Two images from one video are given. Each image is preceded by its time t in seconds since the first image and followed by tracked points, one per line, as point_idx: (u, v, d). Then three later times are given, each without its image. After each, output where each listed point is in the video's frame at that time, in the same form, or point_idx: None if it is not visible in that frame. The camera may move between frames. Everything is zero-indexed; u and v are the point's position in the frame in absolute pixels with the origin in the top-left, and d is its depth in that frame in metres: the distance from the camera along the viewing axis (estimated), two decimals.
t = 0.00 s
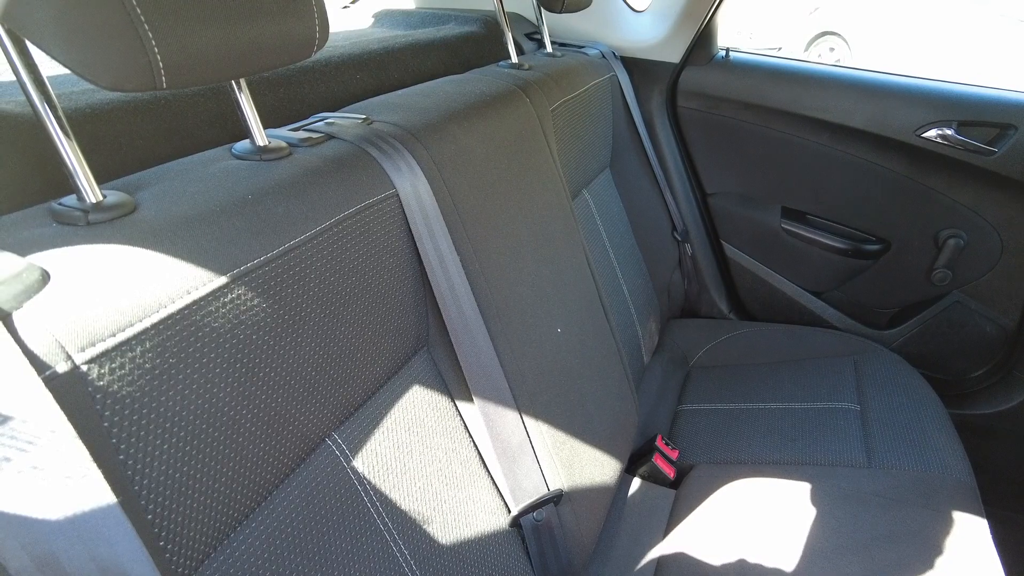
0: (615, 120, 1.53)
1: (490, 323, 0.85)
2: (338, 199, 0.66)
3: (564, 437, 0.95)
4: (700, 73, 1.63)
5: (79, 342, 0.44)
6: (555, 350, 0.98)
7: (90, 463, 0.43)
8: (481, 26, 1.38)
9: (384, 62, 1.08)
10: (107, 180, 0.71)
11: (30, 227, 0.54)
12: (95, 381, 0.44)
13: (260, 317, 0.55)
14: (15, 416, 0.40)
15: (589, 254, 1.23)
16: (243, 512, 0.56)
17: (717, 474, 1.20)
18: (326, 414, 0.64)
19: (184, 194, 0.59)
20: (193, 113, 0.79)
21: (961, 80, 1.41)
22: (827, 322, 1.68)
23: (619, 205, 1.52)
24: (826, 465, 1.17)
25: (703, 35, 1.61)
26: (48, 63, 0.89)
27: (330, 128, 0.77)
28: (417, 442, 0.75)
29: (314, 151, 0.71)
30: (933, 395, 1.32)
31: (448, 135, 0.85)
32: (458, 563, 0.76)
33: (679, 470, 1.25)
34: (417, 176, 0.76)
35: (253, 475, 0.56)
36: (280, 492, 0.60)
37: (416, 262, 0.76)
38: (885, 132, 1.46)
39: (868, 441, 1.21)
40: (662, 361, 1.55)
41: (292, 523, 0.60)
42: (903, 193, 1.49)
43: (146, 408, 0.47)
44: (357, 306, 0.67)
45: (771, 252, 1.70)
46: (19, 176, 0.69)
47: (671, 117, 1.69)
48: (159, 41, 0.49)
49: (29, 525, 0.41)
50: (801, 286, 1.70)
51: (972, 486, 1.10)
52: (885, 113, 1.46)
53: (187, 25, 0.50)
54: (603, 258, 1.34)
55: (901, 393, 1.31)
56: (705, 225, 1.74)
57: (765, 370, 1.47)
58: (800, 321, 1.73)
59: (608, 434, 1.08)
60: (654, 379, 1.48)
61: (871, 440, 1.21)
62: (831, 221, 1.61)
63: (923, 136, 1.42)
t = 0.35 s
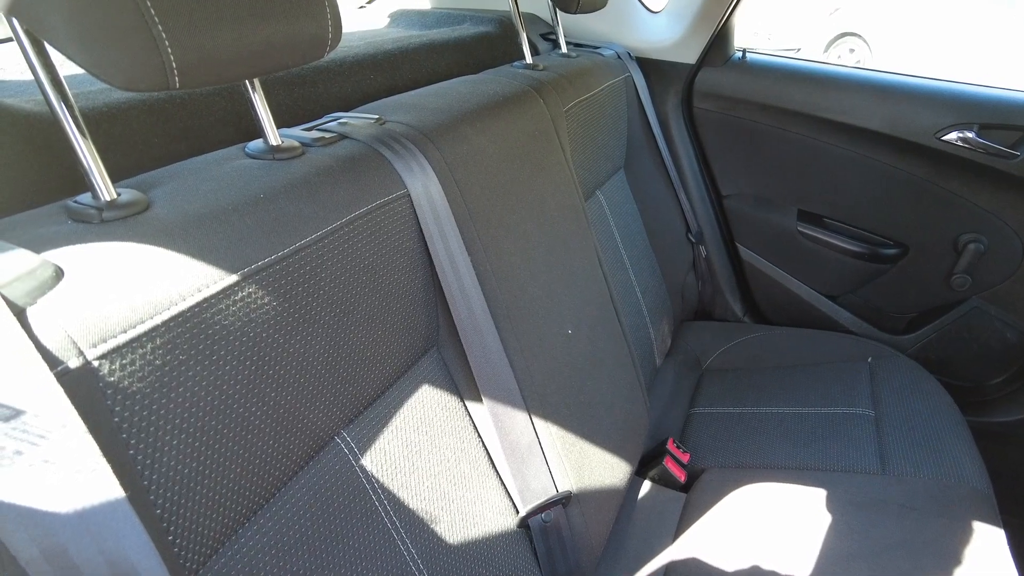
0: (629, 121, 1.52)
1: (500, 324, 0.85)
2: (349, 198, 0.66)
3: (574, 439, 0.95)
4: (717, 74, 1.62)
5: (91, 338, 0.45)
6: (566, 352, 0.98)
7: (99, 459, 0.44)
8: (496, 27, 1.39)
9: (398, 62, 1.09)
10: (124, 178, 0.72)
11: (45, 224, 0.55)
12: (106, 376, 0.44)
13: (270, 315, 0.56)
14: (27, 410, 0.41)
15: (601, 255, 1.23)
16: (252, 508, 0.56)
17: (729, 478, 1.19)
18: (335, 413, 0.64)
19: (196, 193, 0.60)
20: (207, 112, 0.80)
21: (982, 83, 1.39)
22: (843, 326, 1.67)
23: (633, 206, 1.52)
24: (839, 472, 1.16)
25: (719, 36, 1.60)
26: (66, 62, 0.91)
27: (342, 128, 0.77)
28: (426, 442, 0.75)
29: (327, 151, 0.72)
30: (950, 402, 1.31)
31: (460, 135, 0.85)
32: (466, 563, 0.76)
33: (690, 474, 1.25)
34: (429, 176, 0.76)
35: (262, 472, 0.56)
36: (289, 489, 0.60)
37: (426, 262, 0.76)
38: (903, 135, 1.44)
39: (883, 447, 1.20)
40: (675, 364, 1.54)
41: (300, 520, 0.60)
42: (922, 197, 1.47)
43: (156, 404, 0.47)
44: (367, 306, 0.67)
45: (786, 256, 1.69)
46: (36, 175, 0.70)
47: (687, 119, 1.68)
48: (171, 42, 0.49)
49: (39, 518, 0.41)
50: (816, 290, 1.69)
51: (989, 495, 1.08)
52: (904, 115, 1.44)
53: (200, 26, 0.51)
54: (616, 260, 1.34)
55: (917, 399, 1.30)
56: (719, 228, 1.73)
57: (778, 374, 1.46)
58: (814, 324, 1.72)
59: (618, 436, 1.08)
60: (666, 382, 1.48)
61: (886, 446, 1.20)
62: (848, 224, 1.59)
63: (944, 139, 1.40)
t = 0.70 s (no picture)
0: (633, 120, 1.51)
1: (497, 324, 0.84)
2: (342, 196, 0.65)
3: (571, 441, 0.94)
4: (722, 74, 1.61)
5: (72, 336, 0.44)
6: (565, 352, 0.97)
7: (77, 459, 0.44)
8: (499, 25, 1.38)
9: (397, 60, 1.08)
10: (117, 174, 0.72)
11: (33, 220, 0.54)
12: (88, 375, 0.44)
13: (259, 314, 0.55)
14: (4, 409, 0.41)
15: (603, 255, 1.22)
16: (239, 508, 0.56)
17: (730, 481, 1.18)
18: (326, 413, 0.64)
19: (186, 190, 0.59)
20: (203, 110, 0.80)
21: (992, 83, 1.37)
22: (848, 329, 1.66)
23: (636, 206, 1.51)
24: (842, 476, 1.15)
25: (725, 35, 1.59)
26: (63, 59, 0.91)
27: (338, 125, 0.77)
28: (419, 443, 0.75)
29: (321, 149, 0.71)
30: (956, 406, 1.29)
31: (458, 133, 0.84)
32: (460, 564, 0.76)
33: (691, 477, 1.24)
34: (424, 174, 0.75)
35: (249, 472, 0.56)
36: (278, 490, 0.60)
37: (421, 262, 0.76)
38: (911, 136, 1.43)
39: (887, 451, 1.18)
40: (677, 365, 1.53)
41: (289, 521, 0.59)
42: (929, 198, 1.45)
43: (140, 403, 0.47)
44: (360, 305, 0.66)
45: (792, 257, 1.67)
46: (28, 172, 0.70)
47: (692, 118, 1.67)
48: (157, 39, 0.49)
49: (15, 518, 0.42)
50: (822, 292, 1.67)
51: (995, 502, 1.07)
52: (912, 115, 1.42)
53: (188, 23, 0.50)
54: (618, 260, 1.33)
55: (923, 403, 1.28)
56: (724, 228, 1.72)
57: (782, 376, 1.45)
58: (819, 326, 1.70)
59: (618, 438, 1.07)
60: (669, 384, 1.47)
61: (890, 450, 1.18)
62: (854, 226, 1.58)
63: (952, 140, 1.38)
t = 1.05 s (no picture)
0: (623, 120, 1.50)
1: (476, 326, 0.83)
2: (312, 196, 0.64)
3: (553, 444, 0.93)
4: (712, 72, 1.60)
5: (19, 342, 0.43)
6: (549, 355, 0.96)
7: (21, 468, 0.42)
8: (485, 24, 1.37)
9: (378, 59, 1.07)
10: (83, 174, 0.70)
11: None
12: (34, 381, 0.43)
13: (223, 317, 0.54)
14: None
15: (590, 255, 1.20)
16: (204, 517, 0.54)
17: (717, 483, 1.17)
18: (297, 418, 0.63)
19: (149, 190, 0.58)
20: (173, 108, 0.79)
21: (983, 81, 1.36)
22: (839, 329, 1.65)
23: (626, 205, 1.49)
24: (831, 477, 1.14)
25: (715, 34, 1.58)
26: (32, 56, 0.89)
27: (312, 124, 0.76)
28: (396, 447, 0.74)
29: (293, 148, 0.70)
30: (947, 406, 1.28)
31: (437, 132, 0.83)
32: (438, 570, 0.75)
33: (679, 479, 1.23)
34: (400, 173, 0.74)
35: (215, 480, 0.55)
36: (247, 497, 0.58)
37: (397, 262, 0.75)
38: (901, 134, 1.42)
39: (877, 451, 1.17)
40: (667, 365, 1.52)
41: (259, 529, 0.58)
42: (920, 197, 1.44)
43: (93, 410, 0.46)
44: (333, 307, 0.65)
45: (783, 256, 1.66)
46: None
47: (682, 117, 1.65)
48: (109, 34, 0.47)
49: None
50: (812, 292, 1.66)
51: (984, 502, 1.06)
52: (903, 114, 1.41)
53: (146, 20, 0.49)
54: (606, 260, 1.31)
55: (914, 403, 1.27)
56: (714, 228, 1.70)
57: (773, 377, 1.43)
58: (810, 327, 1.69)
59: (605, 440, 1.06)
60: (659, 385, 1.45)
61: (879, 451, 1.17)
62: (844, 225, 1.57)
63: (943, 138, 1.38)
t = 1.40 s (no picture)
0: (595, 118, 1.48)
1: (446, 331, 0.82)
2: (272, 200, 0.62)
3: (528, 448, 0.92)
4: (684, 70, 1.60)
5: None
6: (522, 357, 0.95)
7: None
8: (455, 22, 1.35)
9: (342, 59, 1.05)
10: (25, 180, 0.67)
11: None
12: None
13: (177, 328, 0.53)
14: None
15: (564, 255, 1.19)
16: (160, 534, 0.53)
17: (695, 482, 1.17)
18: (258, 429, 0.62)
19: (98, 196, 0.56)
20: (127, 110, 0.77)
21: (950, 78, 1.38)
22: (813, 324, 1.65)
23: (600, 204, 1.47)
24: (808, 474, 1.13)
25: (685, 32, 1.58)
26: None
27: (273, 126, 0.74)
28: (365, 456, 0.72)
29: (251, 150, 0.68)
30: (920, 400, 1.29)
31: (403, 132, 0.81)
32: None
33: (656, 479, 1.22)
34: (364, 175, 0.72)
35: (170, 495, 0.53)
36: (205, 512, 0.57)
37: (363, 266, 0.73)
38: (872, 129, 1.43)
39: (851, 446, 1.17)
40: (644, 364, 1.51)
41: (217, 545, 0.57)
42: (891, 192, 1.45)
43: (34, 429, 0.44)
44: (295, 314, 0.64)
45: (757, 253, 1.66)
46: None
47: (654, 116, 1.65)
48: (41, 27, 0.45)
49: None
50: (786, 288, 1.66)
51: (957, 495, 1.07)
52: (873, 110, 1.42)
53: (85, 16, 0.47)
54: (581, 260, 1.30)
55: (887, 398, 1.28)
56: (688, 225, 1.70)
57: (749, 374, 1.44)
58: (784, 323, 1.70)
59: (581, 442, 1.05)
60: (635, 384, 1.45)
61: (854, 445, 1.17)
62: (816, 221, 1.57)
63: (912, 134, 1.39)
